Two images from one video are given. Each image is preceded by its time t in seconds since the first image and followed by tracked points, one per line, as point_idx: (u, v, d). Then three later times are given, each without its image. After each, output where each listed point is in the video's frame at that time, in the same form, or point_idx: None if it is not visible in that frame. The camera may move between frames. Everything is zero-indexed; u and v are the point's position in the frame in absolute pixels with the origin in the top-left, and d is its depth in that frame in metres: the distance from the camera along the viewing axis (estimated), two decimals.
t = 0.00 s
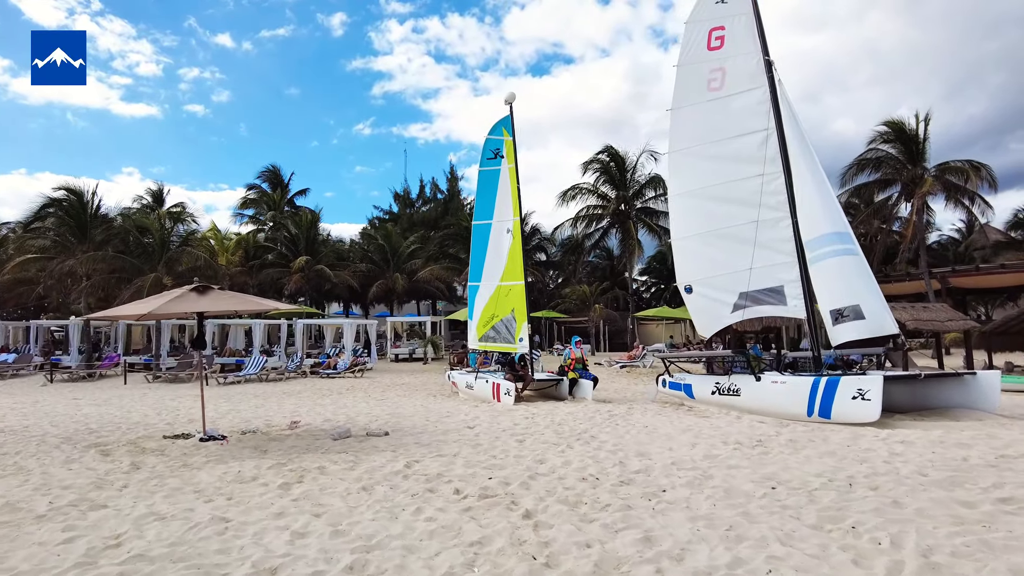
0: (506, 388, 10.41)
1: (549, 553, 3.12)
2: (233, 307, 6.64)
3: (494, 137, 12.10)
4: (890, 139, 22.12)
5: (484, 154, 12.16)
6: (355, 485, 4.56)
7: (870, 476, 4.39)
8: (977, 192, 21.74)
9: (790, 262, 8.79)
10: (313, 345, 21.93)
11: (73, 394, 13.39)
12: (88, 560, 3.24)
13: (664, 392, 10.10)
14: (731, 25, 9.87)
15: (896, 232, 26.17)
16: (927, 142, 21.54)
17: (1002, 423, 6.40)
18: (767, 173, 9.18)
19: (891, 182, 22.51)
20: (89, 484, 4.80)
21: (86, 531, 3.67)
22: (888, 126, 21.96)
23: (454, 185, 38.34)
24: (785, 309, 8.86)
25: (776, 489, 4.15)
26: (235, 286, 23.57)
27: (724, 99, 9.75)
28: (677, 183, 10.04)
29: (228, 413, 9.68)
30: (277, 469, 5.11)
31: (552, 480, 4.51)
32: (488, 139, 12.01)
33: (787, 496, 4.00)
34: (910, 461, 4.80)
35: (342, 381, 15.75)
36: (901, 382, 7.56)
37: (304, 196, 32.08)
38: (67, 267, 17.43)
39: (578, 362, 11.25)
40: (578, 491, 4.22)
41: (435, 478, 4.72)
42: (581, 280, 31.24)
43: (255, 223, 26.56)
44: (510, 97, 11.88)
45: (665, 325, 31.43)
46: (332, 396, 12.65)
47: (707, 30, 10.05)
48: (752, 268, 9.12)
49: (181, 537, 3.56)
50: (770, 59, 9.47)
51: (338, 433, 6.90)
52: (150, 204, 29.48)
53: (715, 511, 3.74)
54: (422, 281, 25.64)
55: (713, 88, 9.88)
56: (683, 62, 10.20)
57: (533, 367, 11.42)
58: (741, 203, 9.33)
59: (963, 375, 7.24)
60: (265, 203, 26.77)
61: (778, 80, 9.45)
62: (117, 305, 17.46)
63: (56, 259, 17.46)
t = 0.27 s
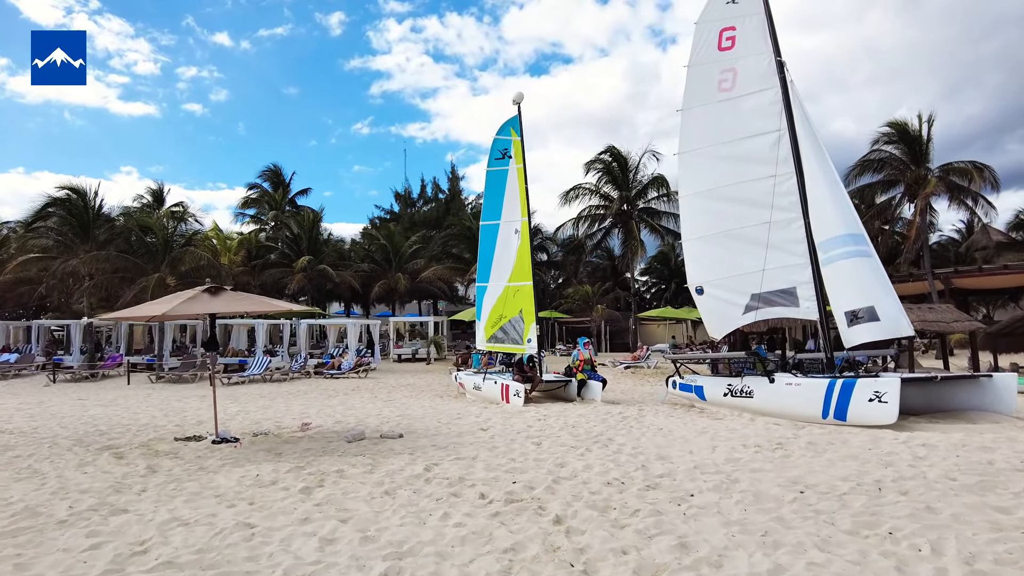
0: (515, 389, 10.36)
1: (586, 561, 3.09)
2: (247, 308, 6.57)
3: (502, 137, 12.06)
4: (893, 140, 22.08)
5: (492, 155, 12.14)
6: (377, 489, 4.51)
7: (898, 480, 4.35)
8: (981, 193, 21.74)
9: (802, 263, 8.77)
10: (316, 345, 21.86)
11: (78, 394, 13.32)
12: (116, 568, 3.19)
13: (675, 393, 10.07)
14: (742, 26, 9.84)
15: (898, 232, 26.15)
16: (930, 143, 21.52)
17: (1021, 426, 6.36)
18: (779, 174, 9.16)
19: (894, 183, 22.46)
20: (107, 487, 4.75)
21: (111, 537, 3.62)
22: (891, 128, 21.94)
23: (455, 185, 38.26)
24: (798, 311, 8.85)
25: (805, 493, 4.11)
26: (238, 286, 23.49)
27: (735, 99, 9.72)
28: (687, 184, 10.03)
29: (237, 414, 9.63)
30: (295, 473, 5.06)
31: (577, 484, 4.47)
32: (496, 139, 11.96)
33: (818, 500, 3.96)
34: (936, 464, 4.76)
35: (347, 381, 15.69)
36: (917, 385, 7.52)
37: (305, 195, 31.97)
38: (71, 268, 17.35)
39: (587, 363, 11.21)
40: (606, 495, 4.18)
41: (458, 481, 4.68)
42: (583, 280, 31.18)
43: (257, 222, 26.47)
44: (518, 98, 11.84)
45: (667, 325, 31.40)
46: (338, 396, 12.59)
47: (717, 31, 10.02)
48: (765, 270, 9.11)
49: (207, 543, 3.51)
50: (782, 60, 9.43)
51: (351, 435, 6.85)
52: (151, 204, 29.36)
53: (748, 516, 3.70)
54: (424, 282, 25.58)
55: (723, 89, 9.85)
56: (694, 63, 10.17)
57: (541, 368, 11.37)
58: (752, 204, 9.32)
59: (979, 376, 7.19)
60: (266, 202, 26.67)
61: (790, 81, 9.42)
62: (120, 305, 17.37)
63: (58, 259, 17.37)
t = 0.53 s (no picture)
0: (526, 390, 10.35)
1: (625, 557, 3.12)
2: (264, 307, 6.56)
3: (511, 138, 12.06)
4: (896, 141, 22.11)
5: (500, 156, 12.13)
6: (404, 487, 4.51)
7: (926, 478, 4.35)
8: (985, 194, 21.77)
9: (815, 263, 8.79)
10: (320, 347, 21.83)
11: (86, 395, 13.29)
12: (155, 565, 3.19)
13: (686, 393, 10.09)
14: (753, 27, 9.87)
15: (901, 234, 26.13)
16: (934, 144, 21.59)
17: None
18: (791, 174, 9.19)
19: (898, 184, 22.46)
20: (132, 486, 4.75)
21: (144, 535, 3.62)
22: (895, 129, 21.98)
23: (457, 186, 38.25)
24: (811, 311, 8.87)
25: (834, 491, 4.12)
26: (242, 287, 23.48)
27: (746, 100, 9.74)
28: (699, 184, 10.06)
29: (248, 414, 9.61)
30: (319, 472, 5.06)
31: (604, 484, 4.47)
32: (505, 140, 11.97)
33: (848, 497, 3.96)
34: (961, 462, 4.76)
35: (354, 382, 15.69)
36: (932, 385, 7.54)
37: (308, 197, 31.98)
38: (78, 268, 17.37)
39: (597, 364, 11.21)
40: (635, 494, 4.20)
41: (484, 480, 4.68)
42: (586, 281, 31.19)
43: (260, 224, 26.44)
44: (528, 98, 11.85)
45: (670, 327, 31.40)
46: (347, 397, 12.58)
47: (728, 32, 10.05)
48: (778, 270, 9.13)
49: (242, 541, 3.50)
50: (794, 60, 9.45)
51: (369, 435, 6.84)
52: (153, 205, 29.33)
53: (780, 513, 3.71)
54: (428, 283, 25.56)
55: (734, 90, 9.87)
56: (704, 64, 10.21)
57: (551, 369, 11.37)
58: (765, 204, 9.34)
59: (994, 376, 7.23)
60: (270, 203, 26.65)
61: (801, 82, 9.44)
62: (127, 306, 17.36)
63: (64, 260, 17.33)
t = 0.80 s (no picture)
0: (537, 392, 10.34)
1: (663, 561, 3.12)
2: (282, 311, 6.55)
3: (521, 140, 12.07)
4: (901, 143, 22.10)
5: (510, 158, 12.16)
6: (429, 491, 4.50)
7: (953, 481, 4.34)
8: (989, 196, 21.75)
9: (828, 266, 8.81)
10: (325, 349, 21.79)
11: (94, 398, 13.26)
12: (189, 570, 3.18)
13: (698, 396, 10.09)
14: (764, 30, 9.87)
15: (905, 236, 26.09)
16: (939, 146, 21.58)
17: None
18: (803, 177, 9.20)
19: (902, 187, 22.43)
20: (155, 490, 4.73)
21: (174, 539, 3.61)
22: (899, 131, 21.97)
23: (460, 188, 38.26)
24: (823, 313, 8.88)
25: (862, 494, 4.11)
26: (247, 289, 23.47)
27: (758, 103, 9.75)
28: (710, 187, 10.09)
29: (260, 417, 9.59)
30: (341, 475, 5.05)
31: (630, 488, 4.46)
32: (515, 143, 11.98)
33: (878, 500, 3.95)
34: (986, 465, 4.74)
35: (361, 384, 15.67)
36: (947, 388, 7.54)
37: (311, 199, 31.98)
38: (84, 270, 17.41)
39: (607, 367, 11.20)
40: (662, 498, 4.19)
41: (509, 484, 4.67)
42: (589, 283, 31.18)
43: (264, 226, 26.43)
44: (537, 101, 11.86)
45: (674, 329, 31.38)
46: (356, 399, 12.57)
47: (739, 35, 10.06)
48: (790, 272, 9.15)
49: (273, 545, 3.49)
50: (805, 63, 9.46)
51: (385, 438, 6.84)
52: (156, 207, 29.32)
53: (811, 516, 3.70)
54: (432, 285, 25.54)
55: (745, 92, 9.88)
56: (715, 67, 10.22)
57: (561, 372, 11.36)
58: (777, 206, 9.36)
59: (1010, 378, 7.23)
60: (273, 206, 26.64)
61: (813, 84, 9.44)
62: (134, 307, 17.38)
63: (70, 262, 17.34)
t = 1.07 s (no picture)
0: (548, 391, 10.29)
1: (702, 559, 3.09)
2: (297, 309, 6.50)
3: (530, 139, 12.04)
4: (906, 142, 22.05)
5: (518, 156, 12.12)
6: (455, 489, 4.47)
7: (983, 478, 4.30)
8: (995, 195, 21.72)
9: (842, 264, 8.78)
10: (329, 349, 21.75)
11: (101, 397, 13.21)
12: (222, 569, 3.14)
13: (709, 395, 10.07)
14: (776, 28, 9.83)
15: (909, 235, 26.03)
16: (944, 145, 21.54)
17: None
18: (817, 175, 9.17)
19: (907, 186, 22.36)
20: (177, 489, 4.69)
21: (203, 539, 3.57)
22: (904, 130, 21.93)
23: (462, 188, 38.22)
24: (836, 312, 8.86)
25: (892, 491, 4.07)
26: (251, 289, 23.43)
27: (769, 101, 9.71)
28: (722, 185, 10.06)
29: (270, 416, 9.54)
30: (363, 474, 5.01)
31: (656, 486, 4.43)
32: (524, 141, 11.95)
33: (910, 498, 3.91)
34: (1014, 463, 4.70)
35: (367, 384, 15.62)
36: (964, 386, 7.50)
37: (313, 198, 31.92)
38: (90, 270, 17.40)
39: (617, 365, 11.16)
40: (691, 496, 4.16)
41: (534, 483, 4.65)
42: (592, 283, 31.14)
43: (267, 226, 26.37)
44: (546, 99, 11.83)
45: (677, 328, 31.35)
46: (365, 398, 12.54)
47: (750, 33, 10.02)
48: (803, 271, 9.13)
49: (304, 543, 3.45)
50: (817, 61, 9.42)
51: (401, 436, 6.80)
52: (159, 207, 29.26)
53: (846, 513, 3.67)
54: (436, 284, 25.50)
55: (757, 90, 9.84)
56: (725, 65, 10.19)
57: (571, 371, 11.33)
58: (790, 205, 9.33)
59: None
60: (276, 205, 26.59)
61: (825, 82, 9.40)
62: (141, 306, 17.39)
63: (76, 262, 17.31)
